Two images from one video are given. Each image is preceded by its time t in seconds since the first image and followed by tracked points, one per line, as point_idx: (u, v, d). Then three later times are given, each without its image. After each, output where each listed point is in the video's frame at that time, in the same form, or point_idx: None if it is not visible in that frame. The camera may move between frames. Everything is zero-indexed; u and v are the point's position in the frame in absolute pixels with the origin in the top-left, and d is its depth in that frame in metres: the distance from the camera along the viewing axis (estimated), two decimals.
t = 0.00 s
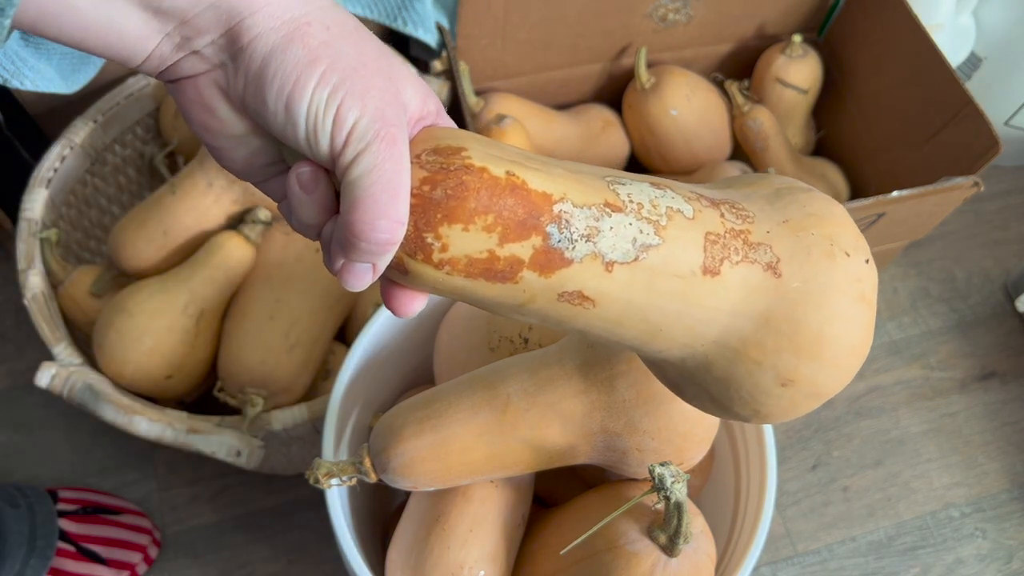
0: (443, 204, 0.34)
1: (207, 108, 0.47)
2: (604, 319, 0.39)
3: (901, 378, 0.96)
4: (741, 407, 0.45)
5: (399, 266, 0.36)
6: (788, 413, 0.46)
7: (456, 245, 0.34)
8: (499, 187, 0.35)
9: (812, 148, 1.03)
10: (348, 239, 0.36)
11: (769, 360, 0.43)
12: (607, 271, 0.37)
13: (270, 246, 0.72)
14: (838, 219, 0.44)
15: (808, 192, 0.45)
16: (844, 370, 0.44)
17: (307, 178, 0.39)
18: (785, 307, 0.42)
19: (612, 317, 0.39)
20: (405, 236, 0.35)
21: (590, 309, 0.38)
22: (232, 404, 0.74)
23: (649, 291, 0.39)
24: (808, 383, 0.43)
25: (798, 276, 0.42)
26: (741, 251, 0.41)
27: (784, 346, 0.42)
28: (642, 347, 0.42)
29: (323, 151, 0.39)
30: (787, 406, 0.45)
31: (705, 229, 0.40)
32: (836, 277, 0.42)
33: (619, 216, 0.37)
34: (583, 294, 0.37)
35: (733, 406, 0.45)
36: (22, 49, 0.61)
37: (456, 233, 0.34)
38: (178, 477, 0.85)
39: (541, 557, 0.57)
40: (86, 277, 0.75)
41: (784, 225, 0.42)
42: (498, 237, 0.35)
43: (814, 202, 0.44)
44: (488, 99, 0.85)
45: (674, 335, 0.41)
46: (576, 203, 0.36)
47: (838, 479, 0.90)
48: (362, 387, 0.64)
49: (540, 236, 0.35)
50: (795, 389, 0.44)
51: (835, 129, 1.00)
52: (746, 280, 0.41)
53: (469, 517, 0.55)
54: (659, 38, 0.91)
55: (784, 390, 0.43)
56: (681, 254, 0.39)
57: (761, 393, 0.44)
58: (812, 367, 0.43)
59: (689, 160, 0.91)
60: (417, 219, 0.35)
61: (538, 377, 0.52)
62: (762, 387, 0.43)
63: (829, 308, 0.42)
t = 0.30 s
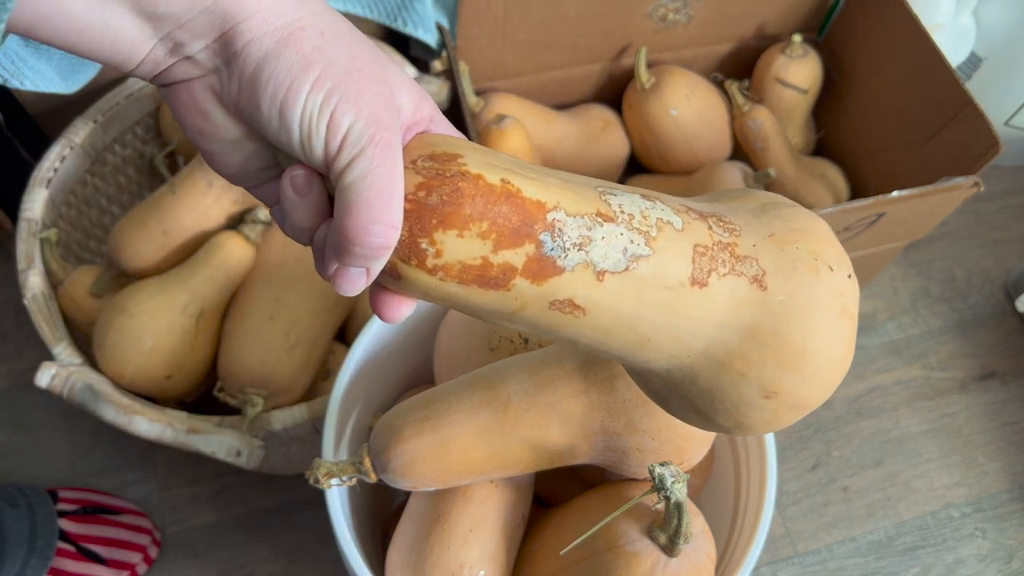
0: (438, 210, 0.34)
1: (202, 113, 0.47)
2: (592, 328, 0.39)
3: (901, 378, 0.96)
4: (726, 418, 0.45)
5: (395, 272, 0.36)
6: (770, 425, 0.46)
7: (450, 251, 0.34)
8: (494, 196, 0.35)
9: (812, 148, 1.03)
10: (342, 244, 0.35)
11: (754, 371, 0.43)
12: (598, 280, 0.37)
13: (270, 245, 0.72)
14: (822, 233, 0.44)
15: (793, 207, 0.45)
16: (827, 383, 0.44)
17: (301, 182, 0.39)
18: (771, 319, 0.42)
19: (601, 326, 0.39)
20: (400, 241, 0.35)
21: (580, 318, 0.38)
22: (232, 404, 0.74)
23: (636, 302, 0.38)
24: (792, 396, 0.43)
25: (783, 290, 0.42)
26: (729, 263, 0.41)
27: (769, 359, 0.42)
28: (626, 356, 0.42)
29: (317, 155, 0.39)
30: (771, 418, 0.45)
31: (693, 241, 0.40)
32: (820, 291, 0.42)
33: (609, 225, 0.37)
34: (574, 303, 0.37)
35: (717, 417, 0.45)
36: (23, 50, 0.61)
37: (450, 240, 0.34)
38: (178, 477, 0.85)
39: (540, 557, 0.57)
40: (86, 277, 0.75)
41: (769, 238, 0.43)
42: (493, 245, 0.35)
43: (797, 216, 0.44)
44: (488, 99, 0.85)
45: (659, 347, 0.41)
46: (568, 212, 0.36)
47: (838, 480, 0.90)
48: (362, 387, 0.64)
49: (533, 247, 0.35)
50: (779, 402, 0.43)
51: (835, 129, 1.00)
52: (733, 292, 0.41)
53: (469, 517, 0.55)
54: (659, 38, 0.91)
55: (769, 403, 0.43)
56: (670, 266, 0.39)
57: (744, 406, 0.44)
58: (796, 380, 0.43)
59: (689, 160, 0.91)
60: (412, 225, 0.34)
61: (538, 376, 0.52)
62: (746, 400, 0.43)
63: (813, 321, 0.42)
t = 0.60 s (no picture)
0: (282, 86, 0.28)
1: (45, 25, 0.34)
2: (456, 204, 0.31)
3: (901, 378, 0.96)
4: (608, 288, 0.38)
5: (245, 153, 0.29)
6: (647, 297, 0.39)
7: (291, 125, 0.28)
8: (331, 69, 0.28)
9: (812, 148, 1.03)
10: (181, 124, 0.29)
11: (633, 234, 0.35)
12: (450, 147, 0.30)
13: (270, 245, 0.73)
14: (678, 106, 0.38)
15: (653, 87, 0.40)
16: (709, 252, 0.37)
17: (151, 72, 0.31)
18: (640, 185, 0.35)
19: (462, 199, 0.31)
20: (244, 119, 0.28)
21: (438, 193, 0.31)
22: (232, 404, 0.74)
23: (505, 173, 0.31)
24: (670, 262, 0.36)
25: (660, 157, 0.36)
26: (585, 129, 0.34)
27: (648, 224, 0.35)
28: (489, 233, 0.34)
29: (160, 40, 0.29)
30: (657, 283, 0.37)
31: (546, 109, 0.32)
32: (687, 158, 0.36)
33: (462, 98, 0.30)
34: (428, 171, 0.30)
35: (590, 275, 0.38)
36: (19, 46, 0.61)
37: (292, 113, 0.28)
38: (179, 477, 0.85)
39: (541, 557, 0.57)
40: (86, 277, 0.75)
41: (629, 111, 0.36)
42: (335, 108, 0.28)
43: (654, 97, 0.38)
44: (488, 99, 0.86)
45: (525, 219, 0.33)
46: (412, 81, 0.29)
47: (838, 480, 0.90)
48: (362, 387, 0.64)
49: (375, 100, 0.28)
50: (663, 264, 0.36)
51: (835, 129, 1.00)
52: (595, 161, 0.34)
53: (469, 517, 0.55)
54: (659, 38, 0.91)
55: (646, 266, 0.36)
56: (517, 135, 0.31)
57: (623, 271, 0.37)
58: (670, 245, 0.36)
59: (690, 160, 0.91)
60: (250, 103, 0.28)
61: (538, 377, 0.53)
62: (623, 267, 0.36)
63: (685, 186, 0.36)
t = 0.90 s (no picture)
0: None
1: None
2: (110, 65, 0.37)
3: (898, 378, 0.97)
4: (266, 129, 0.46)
5: None
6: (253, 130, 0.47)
7: None
8: None
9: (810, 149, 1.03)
10: None
11: (302, 84, 0.44)
12: (96, 16, 0.34)
13: (271, 245, 0.74)
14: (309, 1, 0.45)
15: None
16: (310, 124, 0.47)
17: None
18: (257, 67, 0.41)
19: (117, 61, 0.37)
20: None
21: (88, 53, 0.36)
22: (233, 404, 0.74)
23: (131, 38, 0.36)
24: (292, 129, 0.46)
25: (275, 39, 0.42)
26: (218, 13, 0.39)
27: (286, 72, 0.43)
28: (136, 92, 0.40)
29: None
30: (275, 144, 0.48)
31: None
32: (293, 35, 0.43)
33: None
34: (76, 35, 0.34)
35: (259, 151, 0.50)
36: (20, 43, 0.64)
37: None
38: (180, 475, 0.86)
39: (540, 556, 0.58)
40: (89, 277, 0.75)
41: (274, 8, 0.42)
42: None
43: None
44: (489, 101, 0.86)
45: (164, 79, 0.39)
46: None
47: (836, 479, 0.90)
48: (364, 387, 0.65)
49: None
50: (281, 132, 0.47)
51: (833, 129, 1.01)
52: (227, 43, 0.39)
53: (469, 515, 0.56)
54: (658, 39, 0.92)
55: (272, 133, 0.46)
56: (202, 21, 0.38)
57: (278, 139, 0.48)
58: (312, 116, 0.46)
59: (689, 161, 0.92)
60: None
61: (538, 377, 0.54)
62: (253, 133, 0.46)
63: (299, 68, 0.43)
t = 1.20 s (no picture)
0: None
1: None
2: (38, 53, 0.59)
3: (897, 378, 0.97)
4: (120, 121, 0.68)
5: None
6: (131, 149, 0.72)
7: None
8: None
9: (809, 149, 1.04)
10: None
11: (132, 87, 0.67)
12: (40, 15, 0.58)
13: (272, 246, 0.74)
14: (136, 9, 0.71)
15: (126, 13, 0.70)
16: (160, 102, 0.71)
17: None
18: (125, 44, 0.66)
19: (47, 50, 0.60)
20: None
21: (32, 46, 0.59)
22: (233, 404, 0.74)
23: (59, 35, 0.60)
24: (158, 108, 0.71)
25: (109, 45, 0.65)
26: (108, 25, 0.65)
27: (111, 85, 0.66)
28: (60, 90, 0.63)
29: None
30: (150, 123, 0.71)
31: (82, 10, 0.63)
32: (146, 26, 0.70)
33: None
34: (29, 31, 0.58)
35: (146, 136, 0.71)
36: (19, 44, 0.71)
37: None
38: (181, 475, 0.86)
39: (541, 556, 0.58)
40: (89, 277, 0.75)
41: (124, 12, 0.67)
42: None
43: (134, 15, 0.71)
44: (489, 101, 0.86)
45: (69, 65, 0.62)
46: None
47: (835, 478, 0.90)
48: (364, 387, 0.65)
49: None
50: (156, 106, 0.70)
51: (832, 130, 1.01)
52: (110, 36, 0.65)
53: (470, 515, 0.56)
54: (658, 40, 0.92)
55: (149, 108, 0.69)
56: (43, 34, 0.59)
57: (158, 124, 0.72)
58: (168, 77, 0.71)
59: (689, 161, 0.92)
60: None
61: (538, 377, 0.54)
62: (141, 111, 0.69)
63: (143, 43, 0.68)
